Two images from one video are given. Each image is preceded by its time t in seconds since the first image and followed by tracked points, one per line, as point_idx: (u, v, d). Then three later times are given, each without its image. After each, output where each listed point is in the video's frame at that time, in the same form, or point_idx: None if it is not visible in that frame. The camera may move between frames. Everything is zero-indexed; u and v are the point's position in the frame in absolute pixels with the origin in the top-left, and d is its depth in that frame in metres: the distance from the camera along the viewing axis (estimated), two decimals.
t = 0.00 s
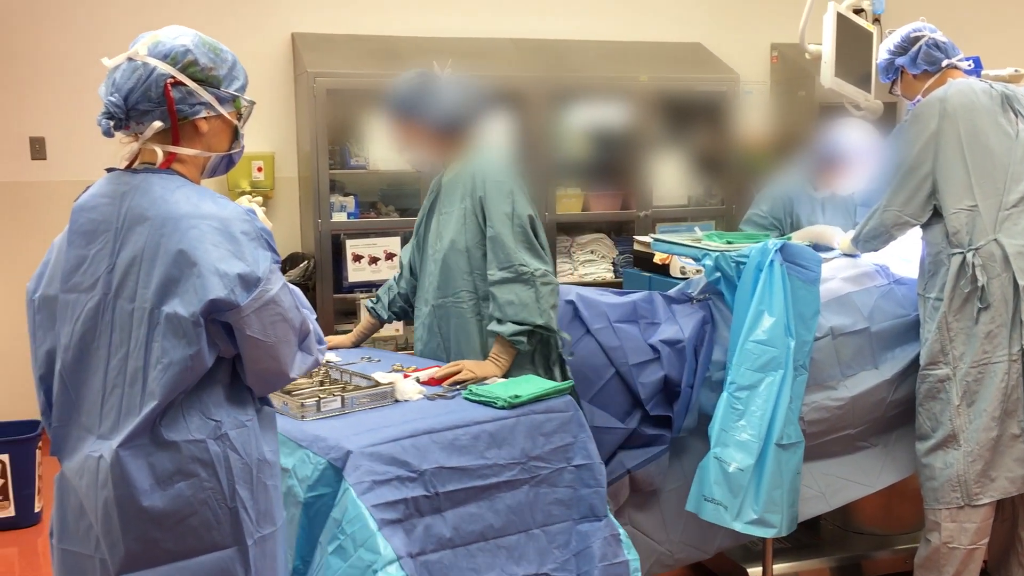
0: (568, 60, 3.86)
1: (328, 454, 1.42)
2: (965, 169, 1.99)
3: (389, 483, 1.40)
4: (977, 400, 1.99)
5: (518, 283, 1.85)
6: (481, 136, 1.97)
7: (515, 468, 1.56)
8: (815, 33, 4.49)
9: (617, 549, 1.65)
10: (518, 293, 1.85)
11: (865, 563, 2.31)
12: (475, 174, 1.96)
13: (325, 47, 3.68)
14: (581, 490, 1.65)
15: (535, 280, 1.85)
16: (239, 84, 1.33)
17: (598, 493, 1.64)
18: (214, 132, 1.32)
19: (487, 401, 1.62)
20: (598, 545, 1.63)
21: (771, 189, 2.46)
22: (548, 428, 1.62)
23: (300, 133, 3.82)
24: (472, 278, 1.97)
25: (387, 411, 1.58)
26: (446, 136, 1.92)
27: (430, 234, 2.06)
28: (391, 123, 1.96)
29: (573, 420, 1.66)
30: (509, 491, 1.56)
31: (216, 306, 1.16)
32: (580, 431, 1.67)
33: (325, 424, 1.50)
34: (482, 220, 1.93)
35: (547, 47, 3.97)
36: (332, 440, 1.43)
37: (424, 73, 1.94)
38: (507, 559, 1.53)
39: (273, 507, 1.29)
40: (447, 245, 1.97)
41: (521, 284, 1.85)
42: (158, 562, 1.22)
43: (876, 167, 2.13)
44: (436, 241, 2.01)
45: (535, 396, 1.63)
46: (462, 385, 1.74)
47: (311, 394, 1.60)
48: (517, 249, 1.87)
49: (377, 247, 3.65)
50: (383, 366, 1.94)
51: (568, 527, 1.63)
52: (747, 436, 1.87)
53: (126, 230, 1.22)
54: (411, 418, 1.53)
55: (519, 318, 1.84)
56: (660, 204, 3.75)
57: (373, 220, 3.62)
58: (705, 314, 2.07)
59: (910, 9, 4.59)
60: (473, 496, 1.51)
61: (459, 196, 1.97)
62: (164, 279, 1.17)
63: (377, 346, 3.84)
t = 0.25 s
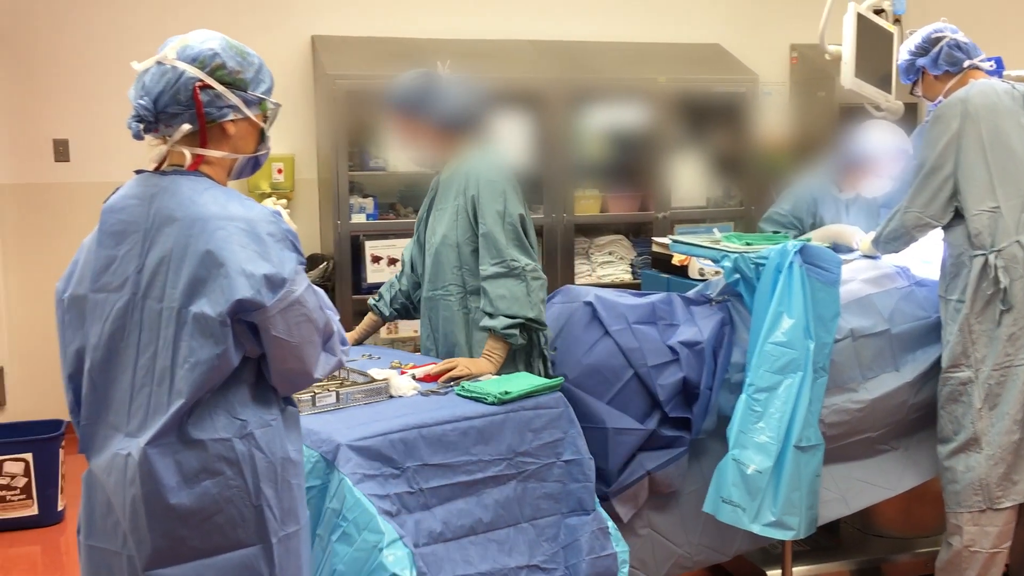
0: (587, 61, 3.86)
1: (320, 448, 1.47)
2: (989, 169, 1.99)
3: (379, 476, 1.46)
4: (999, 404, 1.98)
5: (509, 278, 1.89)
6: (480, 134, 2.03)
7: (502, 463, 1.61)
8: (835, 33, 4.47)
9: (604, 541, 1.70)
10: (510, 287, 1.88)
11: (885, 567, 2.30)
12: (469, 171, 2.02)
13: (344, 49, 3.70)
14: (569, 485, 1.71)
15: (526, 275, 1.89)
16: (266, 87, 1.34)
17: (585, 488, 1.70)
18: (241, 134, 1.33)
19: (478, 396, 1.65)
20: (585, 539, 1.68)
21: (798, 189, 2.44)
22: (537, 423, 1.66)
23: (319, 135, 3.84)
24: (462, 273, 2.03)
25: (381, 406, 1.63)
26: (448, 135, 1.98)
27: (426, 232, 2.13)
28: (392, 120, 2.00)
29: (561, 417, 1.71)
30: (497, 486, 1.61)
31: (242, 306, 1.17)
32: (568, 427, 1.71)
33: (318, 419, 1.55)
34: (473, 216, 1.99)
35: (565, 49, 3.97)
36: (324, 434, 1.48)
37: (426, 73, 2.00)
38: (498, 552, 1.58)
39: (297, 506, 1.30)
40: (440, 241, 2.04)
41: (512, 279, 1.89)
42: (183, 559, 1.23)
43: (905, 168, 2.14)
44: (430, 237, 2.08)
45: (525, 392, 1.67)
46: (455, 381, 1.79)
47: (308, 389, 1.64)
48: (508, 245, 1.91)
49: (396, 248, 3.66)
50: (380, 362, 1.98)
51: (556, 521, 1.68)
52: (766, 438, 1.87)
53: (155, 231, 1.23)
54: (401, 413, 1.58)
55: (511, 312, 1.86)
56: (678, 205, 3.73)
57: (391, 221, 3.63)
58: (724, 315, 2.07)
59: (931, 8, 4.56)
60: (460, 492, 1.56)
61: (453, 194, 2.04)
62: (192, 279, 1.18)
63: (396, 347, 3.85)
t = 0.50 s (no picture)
0: (606, 62, 3.86)
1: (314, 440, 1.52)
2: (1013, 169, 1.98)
3: (368, 470, 1.52)
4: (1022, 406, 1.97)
5: (502, 277, 1.94)
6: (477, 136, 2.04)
7: (491, 459, 1.66)
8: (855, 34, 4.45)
9: (590, 536, 1.74)
10: (503, 287, 1.94)
11: (906, 570, 2.29)
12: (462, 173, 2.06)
13: (364, 51, 3.71)
14: (557, 480, 1.74)
15: (518, 274, 1.94)
16: (293, 90, 1.35)
17: (573, 485, 1.73)
18: (269, 136, 1.34)
19: (472, 393, 1.69)
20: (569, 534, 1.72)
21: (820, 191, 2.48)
22: (529, 420, 1.70)
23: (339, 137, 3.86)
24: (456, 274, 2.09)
25: (377, 402, 1.67)
26: (449, 136, 1.99)
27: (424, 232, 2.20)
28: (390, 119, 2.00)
29: (553, 415, 1.73)
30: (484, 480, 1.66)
31: (268, 306, 1.18)
32: (560, 424, 1.74)
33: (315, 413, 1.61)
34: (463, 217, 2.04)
35: (585, 50, 3.97)
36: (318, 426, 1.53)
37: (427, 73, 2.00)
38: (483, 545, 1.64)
39: (320, 504, 1.30)
40: (435, 243, 2.10)
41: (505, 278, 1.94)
42: (208, 555, 1.24)
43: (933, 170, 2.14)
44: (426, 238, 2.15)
45: (518, 389, 1.70)
46: (450, 378, 1.83)
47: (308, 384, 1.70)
48: (499, 245, 1.96)
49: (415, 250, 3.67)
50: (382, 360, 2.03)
51: (541, 515, 1.73)
52: (785, 440, 1.86)
53: (184, 231, 1.24)
54: (396, 409, 1.62)
55: (506, 310, 1.92)
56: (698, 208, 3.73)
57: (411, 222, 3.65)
58: (744, 317, 2.06)
59: (953, 8, 4.53)
60: (448, 486, 1.61)
61: (445, 196, 2.09)
62: (219, 278, 1.19)
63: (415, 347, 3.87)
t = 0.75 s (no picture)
0: (623, 64, 3.85)
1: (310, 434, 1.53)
2: None
3: (364, 465, 1.53)
4: None
5: (502, 280, 1.96)
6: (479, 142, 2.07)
7: (486, 455, 1.66)
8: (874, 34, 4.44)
9: (578, 533, 1.75)
10: (505, 290, 1.96)
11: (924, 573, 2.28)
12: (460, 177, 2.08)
13: (381, 54, 3.72)
14: (549, 476, 1.75)
15: (520, 276, 1.96)
16: (319, 94, 1.36)
17: (564, 481, 1.73)
18: (294, 140, 1.35)
19: (468, 391, 1.70)
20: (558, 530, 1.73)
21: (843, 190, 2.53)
22: (525, 417, 1.70)
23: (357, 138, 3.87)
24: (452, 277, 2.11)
25: (376, 398, 1.69)
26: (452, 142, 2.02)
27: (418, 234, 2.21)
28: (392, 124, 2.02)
29: (550, 413, 1.73)
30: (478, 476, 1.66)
31: (291, 306, 1.19)
32: (556, 422, 1.74)
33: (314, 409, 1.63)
34: (460, 221, 2.06)
35: (602, 52, 3.97)
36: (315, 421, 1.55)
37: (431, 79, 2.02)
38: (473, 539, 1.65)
39: (340, 502, 1.31)
40: (431, 246, 2.12)
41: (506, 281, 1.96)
42: (228, 551, 1.25)
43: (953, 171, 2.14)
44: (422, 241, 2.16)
45: (514, 386, 1.70)
46: (449, 375, 1.84)
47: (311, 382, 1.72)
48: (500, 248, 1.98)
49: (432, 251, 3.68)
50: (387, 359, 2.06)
51: (532, 511, 1.73)
52: (801, 443, 1.86)
53: (209, 231, 1.25)
54: (394, 405, 1.64)
55: (508, 312, 1.94)
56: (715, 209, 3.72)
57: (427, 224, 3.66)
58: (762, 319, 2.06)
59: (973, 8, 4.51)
60: (442, 481, 1.62)
61: (443, 199, 2.11)
62: (243, 278, 1.20)
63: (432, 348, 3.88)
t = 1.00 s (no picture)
0: (636, 65, 3.85)
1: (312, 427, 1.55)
2: None
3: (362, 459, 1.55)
4: None
5: (504, 279, 1.97)
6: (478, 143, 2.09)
7: (484, 450, 1.66)
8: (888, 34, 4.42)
9: (575, 526, 1.74)
10: (507, 289, 1.96)
11: None
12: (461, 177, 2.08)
13: (394, 55, 3.73)
14: (548, 470, 1.74)
15: (522, 275, 1.97)
16: (335, 96, 1.36)
17: (561, 475, 1.72)
18: (310, 141, 1.36)
19: (466, 386, 1.71)
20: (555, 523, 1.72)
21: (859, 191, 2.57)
22: (522, 412, 1.70)
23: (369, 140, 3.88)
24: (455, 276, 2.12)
25: (377, 393, 1.70)
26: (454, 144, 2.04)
27: (419, 234, 2.22)
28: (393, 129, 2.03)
29: (547, 409, 1.73)
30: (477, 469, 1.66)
31: (306, 304, 1.19)
32: (554, 417, 1.74)
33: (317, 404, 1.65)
34: (462, 221, 2.06)
35: (614, 53, 3.96)
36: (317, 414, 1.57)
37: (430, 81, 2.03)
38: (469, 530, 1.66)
39: (354, 500, 1.31)
40: (433, 246, 2.12)
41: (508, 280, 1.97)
42: (243, 548, 1.26)
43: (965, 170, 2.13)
44: (423, 240, 2.17)
45: (511, 381, 1.70)
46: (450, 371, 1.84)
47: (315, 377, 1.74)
48: (502, 248, 1.98)
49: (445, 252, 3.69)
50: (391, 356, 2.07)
51: (531, 504, 1.73)
52: (813, 445, 1.85)
53: (225, 230, 1.26)
54: (395, 400, 1.65)
55: (510, 310, 1.95)
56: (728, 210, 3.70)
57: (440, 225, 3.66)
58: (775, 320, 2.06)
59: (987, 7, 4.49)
60: (442, 474, 1.62)
61: (443, 200, 2.11)
62: (258, 276, 1.21)
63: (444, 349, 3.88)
